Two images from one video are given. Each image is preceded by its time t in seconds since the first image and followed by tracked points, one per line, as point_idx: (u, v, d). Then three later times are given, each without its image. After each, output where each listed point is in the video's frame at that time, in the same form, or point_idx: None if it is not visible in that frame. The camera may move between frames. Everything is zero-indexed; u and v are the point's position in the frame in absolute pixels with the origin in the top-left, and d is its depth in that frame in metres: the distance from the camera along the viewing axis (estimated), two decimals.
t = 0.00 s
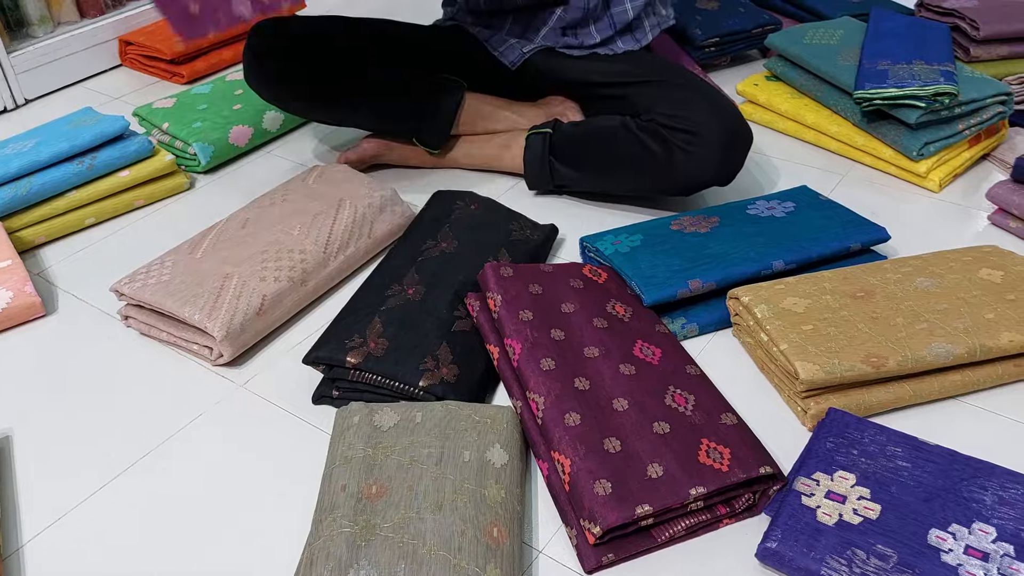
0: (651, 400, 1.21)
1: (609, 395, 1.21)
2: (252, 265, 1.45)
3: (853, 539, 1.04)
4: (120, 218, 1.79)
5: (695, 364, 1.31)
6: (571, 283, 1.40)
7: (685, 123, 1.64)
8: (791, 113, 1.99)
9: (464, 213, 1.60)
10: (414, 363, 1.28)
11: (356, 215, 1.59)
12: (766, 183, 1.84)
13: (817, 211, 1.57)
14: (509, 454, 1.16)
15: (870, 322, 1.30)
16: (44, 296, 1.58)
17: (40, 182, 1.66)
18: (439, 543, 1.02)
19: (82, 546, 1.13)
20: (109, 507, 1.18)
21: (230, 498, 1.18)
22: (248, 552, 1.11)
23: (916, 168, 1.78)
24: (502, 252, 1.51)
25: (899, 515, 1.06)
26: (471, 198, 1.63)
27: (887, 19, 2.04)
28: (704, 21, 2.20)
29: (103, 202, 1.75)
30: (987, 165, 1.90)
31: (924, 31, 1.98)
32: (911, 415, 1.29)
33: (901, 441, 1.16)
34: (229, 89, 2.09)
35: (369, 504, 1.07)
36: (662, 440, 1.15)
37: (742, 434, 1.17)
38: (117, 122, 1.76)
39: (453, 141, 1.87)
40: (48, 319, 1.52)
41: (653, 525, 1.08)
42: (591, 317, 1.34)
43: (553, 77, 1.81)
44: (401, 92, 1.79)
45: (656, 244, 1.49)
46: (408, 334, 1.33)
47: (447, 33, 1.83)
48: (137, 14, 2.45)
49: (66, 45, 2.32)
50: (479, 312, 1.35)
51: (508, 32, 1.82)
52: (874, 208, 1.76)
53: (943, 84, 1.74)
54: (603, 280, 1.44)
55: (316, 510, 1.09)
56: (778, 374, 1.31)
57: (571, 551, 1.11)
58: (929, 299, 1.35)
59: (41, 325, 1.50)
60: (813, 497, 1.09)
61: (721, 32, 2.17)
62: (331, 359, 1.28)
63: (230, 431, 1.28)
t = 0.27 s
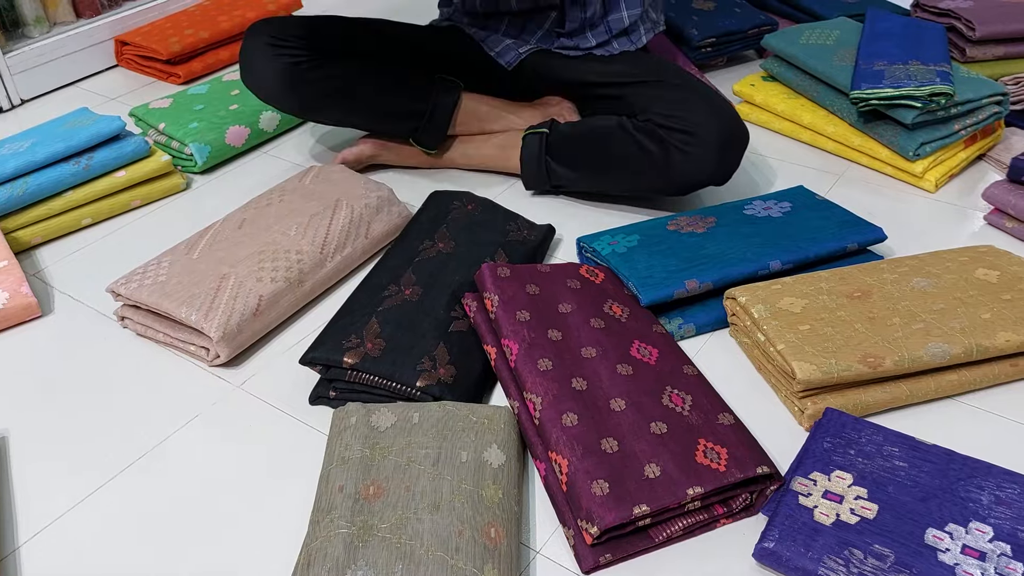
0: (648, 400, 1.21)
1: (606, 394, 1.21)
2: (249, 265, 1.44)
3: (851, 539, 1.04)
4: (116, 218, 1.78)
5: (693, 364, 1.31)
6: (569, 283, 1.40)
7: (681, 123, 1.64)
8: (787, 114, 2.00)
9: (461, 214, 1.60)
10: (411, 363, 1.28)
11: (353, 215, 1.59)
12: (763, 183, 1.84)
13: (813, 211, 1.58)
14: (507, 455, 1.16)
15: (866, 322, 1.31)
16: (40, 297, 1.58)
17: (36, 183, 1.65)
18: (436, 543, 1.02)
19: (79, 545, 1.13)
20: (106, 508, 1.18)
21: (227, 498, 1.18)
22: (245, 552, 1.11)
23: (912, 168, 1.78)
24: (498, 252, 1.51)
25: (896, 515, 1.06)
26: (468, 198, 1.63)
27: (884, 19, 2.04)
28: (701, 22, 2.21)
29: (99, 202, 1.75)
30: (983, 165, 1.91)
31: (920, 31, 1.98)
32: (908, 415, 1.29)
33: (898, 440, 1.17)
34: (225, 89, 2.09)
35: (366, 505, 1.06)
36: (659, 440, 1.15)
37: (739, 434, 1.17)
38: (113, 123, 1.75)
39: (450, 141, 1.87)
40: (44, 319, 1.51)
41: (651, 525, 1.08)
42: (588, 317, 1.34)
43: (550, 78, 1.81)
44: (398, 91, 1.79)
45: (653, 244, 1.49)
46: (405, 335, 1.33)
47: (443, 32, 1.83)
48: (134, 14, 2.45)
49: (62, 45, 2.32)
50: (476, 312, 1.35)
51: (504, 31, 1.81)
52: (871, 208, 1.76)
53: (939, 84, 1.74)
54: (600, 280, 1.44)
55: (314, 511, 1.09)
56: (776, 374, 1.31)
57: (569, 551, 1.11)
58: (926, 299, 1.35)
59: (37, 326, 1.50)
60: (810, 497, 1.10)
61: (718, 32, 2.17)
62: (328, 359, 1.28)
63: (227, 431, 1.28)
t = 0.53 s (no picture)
0: (645, 400, 1.21)
1: (604, 395, 1.21)
2: (246, 266, 1.44)
3: (848, 539, 1.04)
4: (113, 218, 1.78)
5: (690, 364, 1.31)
6: (566, 283, 1.40)
7: (680, 136, 1.63)
8: (785, 114, 2.00)
9: (459, 214, 1.59)
10: (408, 364, 1.28)
11: (350, 215, 1.59)
12: (760, 183, 1.85)
13: (810, 211, 1.58)
14: (504, 455, 1.16)
15: (864, 322, 1.31)
16: (37, 297, 1.57)
17: (33, 183, 1.65)
18: (434, 544, 1.02)
19: (77, 545, 1.12)
20: (103, 508, 1.17)
21: (225, 498, 1.18)
22: (242, 551, 1.11)
23: (909, 168, 1.78)
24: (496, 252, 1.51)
25: (893, 514, 1.07)
26: (465, 198, 1.63)
27: (881, 19, 2.05)
28: (698, 22, 2.21)
29: (96, 202, 1.75)
30: (980, 165, 1.91)
31: (917, 31, 1.98)
32: (905, 414, 1.29)
33: (895, 440, 1.17)
34: (222, 89, 2.09)
35: (364, 505, 1.06)
36: (657, 440, 1.15)
37: (737, 434, 1.17)
38: (110, 123, 1.75)
39: (447, 141, 1.87)
40: (41, 320, 1.51)
41: (648, 525, 1.08)
42: (585, 317, 1.34)
43: (547, 79, 1.81)
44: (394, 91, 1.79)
45: (650, 245, 1.49)
46: (402, 336, 1.32)
47: (441, 34, 1.84)
48: (130, 14, 2.44)
49: (59, 45, 2.31)
50: (474, 312, 1.35)
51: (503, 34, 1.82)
52: (868, 208, 1.76)
53: (936, 84, 1.74)
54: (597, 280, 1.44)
55: (311, 511, 1.09)
56: (773, 374, 1.31)
57: (567, 551, 1.11)
58: (923, 299, 1.36)
59: (34, 326, 1.49)
60: (807, 496, 1.10)
61: (715, 32, 2.18)
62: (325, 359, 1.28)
63: (224, 431, 1.28)
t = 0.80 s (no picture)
0: (643, 400, 1.21)
1: (602, 395, 1.21)
2: (243, 267, 1.44)
3: (845, 539, 1.04)
4: (110, 219, 1.78)
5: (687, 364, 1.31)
6: (562, 285, 1.40)
7: (679, 147, 1.65)
8: (782, 115, 2.00)
9: (456, 214, 1.60)
10: (407, 364, 1.27)
11: (347, 216, 1.59)
12: (758, 183, 1.85)
13: (807, 212, 1.58)
14: (502, 455, 1.15)
15: (860, 323, 1.31)
16: (34, 298, 1.57)
17: (30, 183, 1.65)
18: (431, 544, 1.01)
19: (73, 546, 1.12)
20: (100, 509, 1.17)
21: (223, 499, 1.18)
22: (240, 552, 1.10)
23: (906, 168, 1.79)
24: (492, 252, 1.51)
25: (890, 515, 1.07)
26: (463, 198, 1.63)
27: (877, 21, 2.05)
28: (695, 22, 2.21)
29: (93, 203, 1.75)
30: (977, 166, 1.91)
31: (914, 32, 1.99)
32: (902, 415, 1.29)
33: (891, 439, 1.17)
34: (220, 90, 2.09)
35: (361, 506, 1.06)
36: (654, 440, 1.15)
37: (735, 434, 1.18)
38: (107, 123, 1.75)
39: (445, 142, 1.87)
40: (39, 321, 1.51)
41: (646, 525, 1.08)
42: (583, 317, 1.34)
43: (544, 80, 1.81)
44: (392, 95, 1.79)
45: (648, 245, 1.50)
46: (400, 338, 1.32)
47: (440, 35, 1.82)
48: (128, 14, 2.44)
49: (57, 46, 2.31)
50: (471, 314, 1.35)
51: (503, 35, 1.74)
52: (865, 209, 1.77)
53: (933, 84, 1.75)
54: (595, 280, 1.44)
55: (308, 512, 1.08)
56: (770, 374, 1.31)
57: (564, 552, 1.11)
58: (920, 299, 1.36)
59: (32, 327, 1.49)
60: (805, 497, 1.10)
61: (713, 33, 2.18)
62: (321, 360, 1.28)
63: (222, 432, 1.28)
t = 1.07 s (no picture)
0: (640, 401, 1.21)
1: (599, 397, 1.21)
2: (241, 268, 1.44)
3: (843, 539, 1.04)
4: (107, 219, 1.78)
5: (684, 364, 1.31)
6: (559, 286, 1.40)
7: (677, 156, 1.65)
8: (779, 115, 2.00)
9: (454, 214, 1.59)
10: (405, 364, 1.27)
11: (345, 216, 1.58)
12: (755, 183, 1.85)
13: (805, 212, 1.58)
14: (499, 455, 1.15)
15: (858, 324, 1.31)
16: (31, 299, 1.57)
17: (27, 184, 1.64)
18: (429, 545, 1.01)
19: (70, 548, 1.12)
20: (97, 510, 1.17)
21: (219, 499, 1.18)
22: (237, 553, 1.10)
23: (903, 169, 1.79)
24: (490, 252, 1.51)
25: (887, 515, 1.07)
26: (461, 198, 1.63)
27: (875, 22, 2.05)
28: (693, 23, 2.21)
29: (90, 203, 1.74)
30: (974, 166, 1.92)
31: (911, 33, 1.99)
32: (900, 415, 1.29)
33: (888, 439, 1.17)
34: (217, 90, 2.08)
35: (359, 506, 1.06)
36: (651, 441, 1.15)
37: (732, 434, 1.18)
38: (104, 124, 1.74)
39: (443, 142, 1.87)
40: (36, 321, 1.50)
41: (643, 525, 1.08)
42: (581, 317, 1.34)
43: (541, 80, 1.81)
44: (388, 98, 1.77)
45: (645, 246, 1.50)
46: (398, 338, 1.32)
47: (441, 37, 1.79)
48: (126, 14, 2.44)
49: (54, 46, 2.31)
50: (469, 315, 1.35)
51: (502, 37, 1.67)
52: (862, 209, 1.77)
53: (930, 85, 1.74)
54: (592, 280, 1.44)
55: (305, 512, 1.08)
56: (768, 374, 1.31)
57: (561, 551, 1.11)
58: (917, 300, 1.36)
59: (29, 327, 1.49)
60: (802, 497, 1.10)
61: (710, 33, 2.18)
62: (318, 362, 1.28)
63: (219, 433, 1.28)
